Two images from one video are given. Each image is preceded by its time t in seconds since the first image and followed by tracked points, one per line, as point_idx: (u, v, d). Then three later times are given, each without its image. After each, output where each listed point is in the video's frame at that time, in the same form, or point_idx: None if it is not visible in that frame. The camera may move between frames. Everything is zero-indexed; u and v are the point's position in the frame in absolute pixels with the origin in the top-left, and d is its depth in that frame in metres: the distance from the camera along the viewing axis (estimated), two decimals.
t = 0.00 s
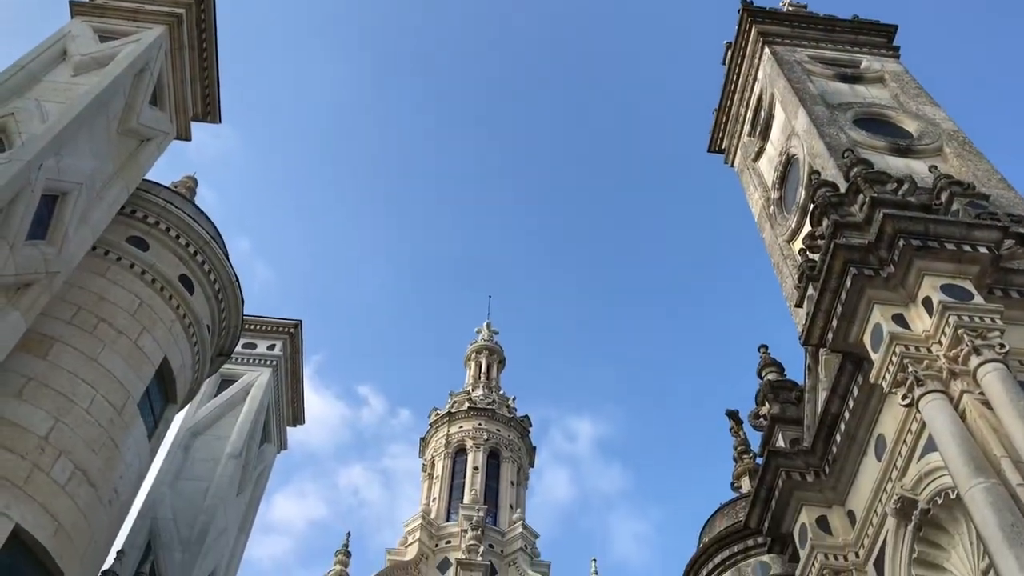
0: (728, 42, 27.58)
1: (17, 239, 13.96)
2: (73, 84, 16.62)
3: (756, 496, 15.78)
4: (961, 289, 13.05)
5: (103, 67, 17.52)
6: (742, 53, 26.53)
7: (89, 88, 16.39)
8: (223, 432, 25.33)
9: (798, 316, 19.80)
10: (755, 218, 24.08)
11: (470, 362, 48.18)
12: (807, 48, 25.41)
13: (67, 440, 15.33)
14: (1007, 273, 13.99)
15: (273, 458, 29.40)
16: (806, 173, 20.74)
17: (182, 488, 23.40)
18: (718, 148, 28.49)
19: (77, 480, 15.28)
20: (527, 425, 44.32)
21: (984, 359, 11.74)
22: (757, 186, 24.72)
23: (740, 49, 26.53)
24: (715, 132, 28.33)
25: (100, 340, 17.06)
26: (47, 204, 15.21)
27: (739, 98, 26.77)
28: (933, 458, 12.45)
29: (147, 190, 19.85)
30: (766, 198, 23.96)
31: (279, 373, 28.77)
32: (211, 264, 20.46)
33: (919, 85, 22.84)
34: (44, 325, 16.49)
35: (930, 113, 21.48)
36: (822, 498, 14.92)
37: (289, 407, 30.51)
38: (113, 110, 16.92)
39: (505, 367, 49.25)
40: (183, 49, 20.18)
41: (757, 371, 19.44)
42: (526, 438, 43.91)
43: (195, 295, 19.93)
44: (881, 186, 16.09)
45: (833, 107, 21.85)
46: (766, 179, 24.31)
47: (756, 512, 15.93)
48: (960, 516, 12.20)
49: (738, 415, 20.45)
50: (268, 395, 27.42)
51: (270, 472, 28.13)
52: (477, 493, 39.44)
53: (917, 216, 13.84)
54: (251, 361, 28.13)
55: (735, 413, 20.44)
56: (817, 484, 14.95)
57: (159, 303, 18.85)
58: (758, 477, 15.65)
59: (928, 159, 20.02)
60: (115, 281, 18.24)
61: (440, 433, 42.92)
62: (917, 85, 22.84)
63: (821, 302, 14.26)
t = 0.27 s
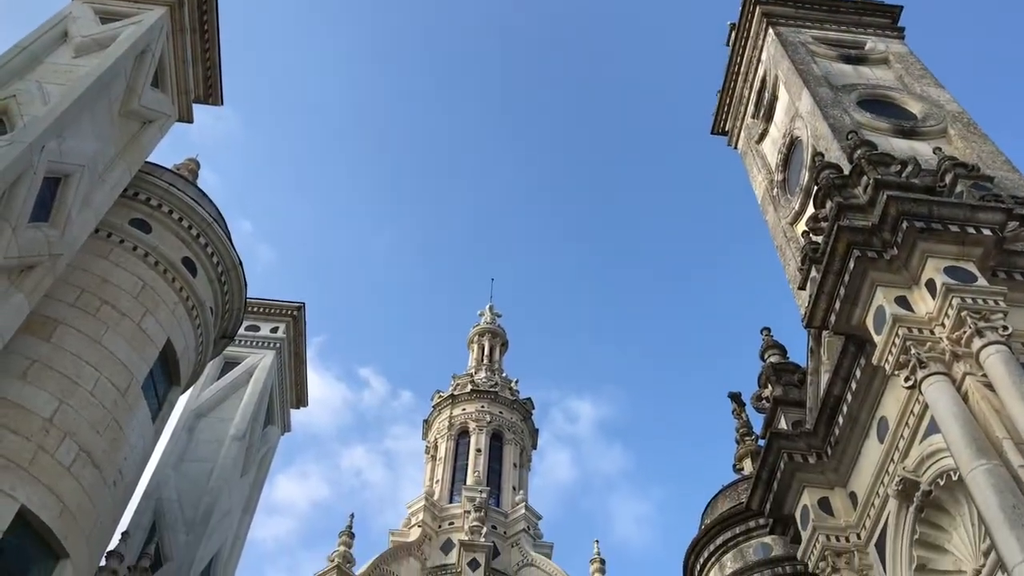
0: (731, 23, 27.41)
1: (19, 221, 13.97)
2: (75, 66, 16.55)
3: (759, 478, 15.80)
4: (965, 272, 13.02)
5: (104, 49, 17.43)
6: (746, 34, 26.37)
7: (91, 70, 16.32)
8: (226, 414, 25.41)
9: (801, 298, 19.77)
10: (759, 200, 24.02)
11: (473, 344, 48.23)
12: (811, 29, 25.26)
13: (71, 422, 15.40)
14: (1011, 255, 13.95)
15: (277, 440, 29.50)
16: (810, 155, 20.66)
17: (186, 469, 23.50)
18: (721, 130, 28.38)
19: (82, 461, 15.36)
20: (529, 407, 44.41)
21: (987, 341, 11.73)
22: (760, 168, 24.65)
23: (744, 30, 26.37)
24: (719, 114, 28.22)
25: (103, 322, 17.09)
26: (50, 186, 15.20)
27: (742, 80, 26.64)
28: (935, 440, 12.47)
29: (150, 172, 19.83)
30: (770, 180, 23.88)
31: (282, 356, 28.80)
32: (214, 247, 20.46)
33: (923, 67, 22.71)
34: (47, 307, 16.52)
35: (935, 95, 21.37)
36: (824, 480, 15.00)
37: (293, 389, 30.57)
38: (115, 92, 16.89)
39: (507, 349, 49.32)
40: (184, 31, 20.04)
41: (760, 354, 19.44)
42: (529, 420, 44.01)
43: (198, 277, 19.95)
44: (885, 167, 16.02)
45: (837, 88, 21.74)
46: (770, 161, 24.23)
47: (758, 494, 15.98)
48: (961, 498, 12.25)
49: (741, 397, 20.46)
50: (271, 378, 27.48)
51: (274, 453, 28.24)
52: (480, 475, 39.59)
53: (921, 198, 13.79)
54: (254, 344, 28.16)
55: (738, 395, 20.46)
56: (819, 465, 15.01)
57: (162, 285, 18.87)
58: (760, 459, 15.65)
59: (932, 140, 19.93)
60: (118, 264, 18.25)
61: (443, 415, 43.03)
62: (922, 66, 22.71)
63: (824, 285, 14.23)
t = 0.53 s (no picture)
0: (735, 4, 27.26)
1: (21, 202, 13.96)
2: (75, 48, 16.45)
3: (760, 459, 15.80)
4: (968, 253, 13.00)
5: (104, 30, 17.28)
6: (749, 15, 26.22)
7: (92, 51, 16.23)
8: (230, 396, 25.48)
9: (803, 279, 19.74)
10: (762, 181, 23.95)
11: (475, 327, 48.28)
12: (815, 9, 25.10)
13: (74, 403, 15.45)
14: (1014, 236, 13.93)
15: (280, 421, 29.59)
16: (813, 136, 20.59)
17: (190, 451, 23.59)
18: (724, 112, 28.26)
19: (86, 443, 15.41)
20: (532, 389, 44.50)
21: (990, 323, 11.72)
22: (764, 150, 24.56)
23: (748, 10, 26.22)
24: (722, 95, 28.11)
25: (106, 304, 17.11)
26: (51, 168, 15.17)
27: (746, 61, 26.51)
28: (937, 421, 12.48)
29: (151, 154, 19.81)
30: (773, 162, 23.81)
31: (285, 338, 28.83)
32: (216, 229, 20.45)
33: (927, 47, 22.58)
34: (50, 289, 16.54)
35: (939, 75, 21.26)
36: (825, 461, 15.01)
37: (296, 371, 30.63)
38: (116, 74, 16.83)
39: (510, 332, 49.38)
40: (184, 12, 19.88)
41: (762, 335, 19.44)
42: (531, 402, 44.11)
43: (200, 260, 19.95)
44: (889, 148, 15.97)
45: (841, 69, 21.63)
46: (773, 143, 24.14)
47: (760, 475, 15.98)
48: (963, 479, 12.29)
49: (743, 379, 20.48)
50: (274, 360, 27.54)
51: (277, 435, 28.34)
52: (483, 457, 39.74)
53: (925, 179, 13.75)
54: (257, 326, 28.19)
55: (740, 377, 20.47)
56: (821, 447, 15.02)
57: (164, 267, 18.88)
58: (762, 440, 15.66)
59: (936, 121, 19.85)
60: (120, 246, 18.25)
61: (446, 397, 43.15)
62: (926, 46, 22.58)
63: (826, 266, 14.21)
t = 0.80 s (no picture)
0: None
1: (23, 184, 13.96)
2: (76, 28, 16.24)
3: (762, 439, 15.83)
4: (971, 234, 12.97)
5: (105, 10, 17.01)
6: None
7: (93, 31, 16.11)
8: (233, 377, 25.55)
9: (806, 260, 19.72)
10: (765, 161, 23.87)
11: (478, 308, 48.32)
12: None
13: (78, 384, 15.49)
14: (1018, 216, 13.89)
15: (283, 402, 29.69)
16: (817, 116, 20.51)
17: (194, 431, 23.68)
18: (727, 92, 28.14)
19: (90, 423, 15.47)
20: (534, 370, 44.57)
21: (993, 303, 11.71)
22: (767, 130, 24.47)
23: None
24: (725, 75, 27.97)
25: (109, 285, 17.13)
26: (53, 149, 15.15)
27: (749, 41, 26.36)
28: (939, 401, 12.49)
29: (153, 135, 19.77)
30: (776, 142, 23.73)
31: (288, 319, 28.84)
32: (218, 210, 20.42)
33: (932, 26, 22.43)
34: (52, 271, 16.55)
35: (944, 55, 21.13)
36: (827, 442, 15.04)
37: (299, 352, 30.68)
38: (117, 55, 16.78)
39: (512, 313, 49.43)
40: None
41: (765, 316, 19.44)
42: (534, 383, 44.19)
43: (202, 241, 19.94)
44: (893, 128, 15.90)
45: (845, 49, 21.51)
46: (776, 123, 24.05)
47: (762, 456, 16.01)
48: (964, 459, 12.32)
49: (746, 359, 20.49)
50: (277, 341, 27.58)
51: (280, 415, 28.44)
52: (485, 437, 39.87)
53: (928, 159, 13.70)
54: (259, 307, 28.20)
55: (742, 358, 20.49)
56: (823, 427, 15.05)
57: (167, 249, 18.88)
58: (764, 421, 15.68)
59: (940, 101, 19.76)
60: (122, 227, 18.25)
61: (448, 378, 43.25)
62: (931, 26, 22.43)
63: (829, 247, 14.19)
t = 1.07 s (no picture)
0: None
1: (22, 164, 13.93)
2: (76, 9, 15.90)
3: (763, 420, 15.87)
4: (974, 215, 12.95)
5: None
6: None
7: (93, 11, 15.91)
8: (235, 357, 25.60)
9: (807, 241, 19.70)
10: (767, 143, 23.80)
11: (479, 289, 48.35)
12: None
13: (80, 364, 15.53)
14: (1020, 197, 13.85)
15: (285, 382, 29.77)
16: (819, 97, 20.44)
17: (196, 412, 23.76)
18: (730, 73, 28.01)
19: (93, 404, 15.50)
20: (536, 351, 44.64)
21: (994, 284, 11.70)
22: (769, 111, 24.38)
23: None
24: (727, 56, 27.84)
25: (110, 266, 17.14)
26: (53, 129, 15.12)
27: (752, 21, 26.22)
28: (939, 382, 12.52)
29: (153, 116, 19.75)
30: (778, 123, 23.65)
31: (290, 301, 28.86)
32: (219, 191, 20.40)
33: (936, 7, 22.29)
34: (54, 252, 16.58)
35: (947, 35, 21.02)
36: (828, 423, 15.07)
37: (301, 333, 30.72)
38: (117, 35, 16.73)
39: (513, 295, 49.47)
40: None
41: (766, 297, 19.44)
42: (535, 364, 44.27)
43: (204, 222, 19.94)
44: (896, 109, 15.85)
45: (848, 29, 21.39)
46: (779, 104, 23.96)
47: (762, 436, 16.04)
48: (965, 439, 12.36)
49: (746, 341, 20.51)
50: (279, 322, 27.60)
51: (282, 396, 28.51)
52: (486, 418, 39.98)
53: (931, 139, 13.65)
54: (260, 289, 28.21)
55: (743, 339, 20.51)
56: (824, 408, 15.08)
57: (168, 230, 18.87)
58: (765, 402, 15.71)
59: (944, 82, 19.67)
60: (124, 208, 18.26)
61: (449, 359, 43.33)
62: (934, 6, 22.29)
63: (831, 228, 14.17)
